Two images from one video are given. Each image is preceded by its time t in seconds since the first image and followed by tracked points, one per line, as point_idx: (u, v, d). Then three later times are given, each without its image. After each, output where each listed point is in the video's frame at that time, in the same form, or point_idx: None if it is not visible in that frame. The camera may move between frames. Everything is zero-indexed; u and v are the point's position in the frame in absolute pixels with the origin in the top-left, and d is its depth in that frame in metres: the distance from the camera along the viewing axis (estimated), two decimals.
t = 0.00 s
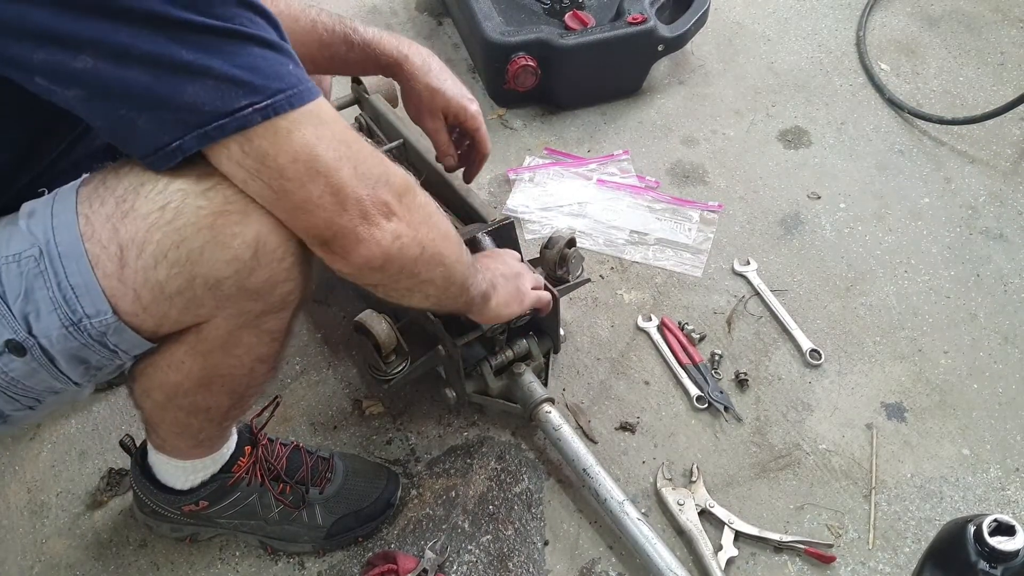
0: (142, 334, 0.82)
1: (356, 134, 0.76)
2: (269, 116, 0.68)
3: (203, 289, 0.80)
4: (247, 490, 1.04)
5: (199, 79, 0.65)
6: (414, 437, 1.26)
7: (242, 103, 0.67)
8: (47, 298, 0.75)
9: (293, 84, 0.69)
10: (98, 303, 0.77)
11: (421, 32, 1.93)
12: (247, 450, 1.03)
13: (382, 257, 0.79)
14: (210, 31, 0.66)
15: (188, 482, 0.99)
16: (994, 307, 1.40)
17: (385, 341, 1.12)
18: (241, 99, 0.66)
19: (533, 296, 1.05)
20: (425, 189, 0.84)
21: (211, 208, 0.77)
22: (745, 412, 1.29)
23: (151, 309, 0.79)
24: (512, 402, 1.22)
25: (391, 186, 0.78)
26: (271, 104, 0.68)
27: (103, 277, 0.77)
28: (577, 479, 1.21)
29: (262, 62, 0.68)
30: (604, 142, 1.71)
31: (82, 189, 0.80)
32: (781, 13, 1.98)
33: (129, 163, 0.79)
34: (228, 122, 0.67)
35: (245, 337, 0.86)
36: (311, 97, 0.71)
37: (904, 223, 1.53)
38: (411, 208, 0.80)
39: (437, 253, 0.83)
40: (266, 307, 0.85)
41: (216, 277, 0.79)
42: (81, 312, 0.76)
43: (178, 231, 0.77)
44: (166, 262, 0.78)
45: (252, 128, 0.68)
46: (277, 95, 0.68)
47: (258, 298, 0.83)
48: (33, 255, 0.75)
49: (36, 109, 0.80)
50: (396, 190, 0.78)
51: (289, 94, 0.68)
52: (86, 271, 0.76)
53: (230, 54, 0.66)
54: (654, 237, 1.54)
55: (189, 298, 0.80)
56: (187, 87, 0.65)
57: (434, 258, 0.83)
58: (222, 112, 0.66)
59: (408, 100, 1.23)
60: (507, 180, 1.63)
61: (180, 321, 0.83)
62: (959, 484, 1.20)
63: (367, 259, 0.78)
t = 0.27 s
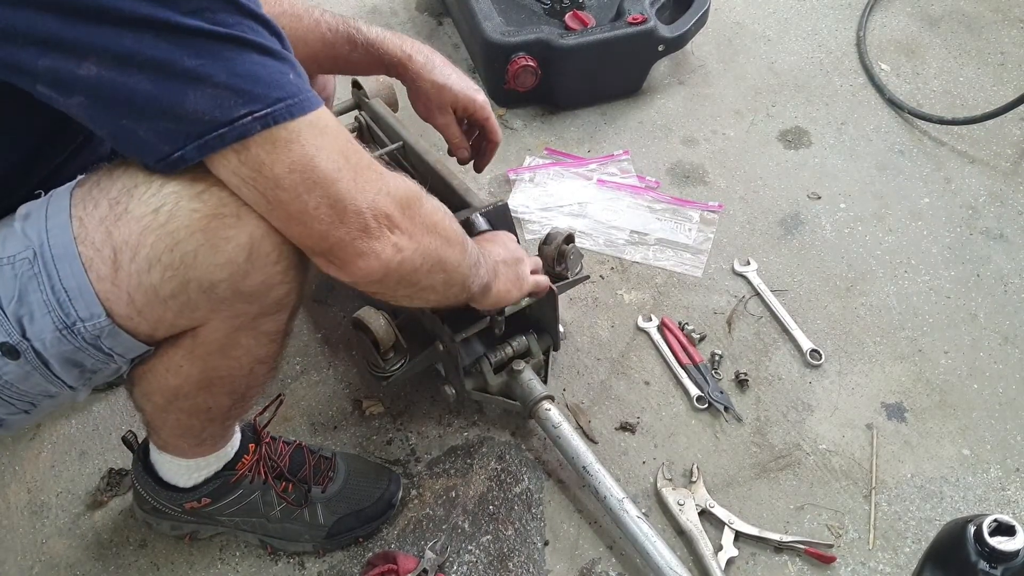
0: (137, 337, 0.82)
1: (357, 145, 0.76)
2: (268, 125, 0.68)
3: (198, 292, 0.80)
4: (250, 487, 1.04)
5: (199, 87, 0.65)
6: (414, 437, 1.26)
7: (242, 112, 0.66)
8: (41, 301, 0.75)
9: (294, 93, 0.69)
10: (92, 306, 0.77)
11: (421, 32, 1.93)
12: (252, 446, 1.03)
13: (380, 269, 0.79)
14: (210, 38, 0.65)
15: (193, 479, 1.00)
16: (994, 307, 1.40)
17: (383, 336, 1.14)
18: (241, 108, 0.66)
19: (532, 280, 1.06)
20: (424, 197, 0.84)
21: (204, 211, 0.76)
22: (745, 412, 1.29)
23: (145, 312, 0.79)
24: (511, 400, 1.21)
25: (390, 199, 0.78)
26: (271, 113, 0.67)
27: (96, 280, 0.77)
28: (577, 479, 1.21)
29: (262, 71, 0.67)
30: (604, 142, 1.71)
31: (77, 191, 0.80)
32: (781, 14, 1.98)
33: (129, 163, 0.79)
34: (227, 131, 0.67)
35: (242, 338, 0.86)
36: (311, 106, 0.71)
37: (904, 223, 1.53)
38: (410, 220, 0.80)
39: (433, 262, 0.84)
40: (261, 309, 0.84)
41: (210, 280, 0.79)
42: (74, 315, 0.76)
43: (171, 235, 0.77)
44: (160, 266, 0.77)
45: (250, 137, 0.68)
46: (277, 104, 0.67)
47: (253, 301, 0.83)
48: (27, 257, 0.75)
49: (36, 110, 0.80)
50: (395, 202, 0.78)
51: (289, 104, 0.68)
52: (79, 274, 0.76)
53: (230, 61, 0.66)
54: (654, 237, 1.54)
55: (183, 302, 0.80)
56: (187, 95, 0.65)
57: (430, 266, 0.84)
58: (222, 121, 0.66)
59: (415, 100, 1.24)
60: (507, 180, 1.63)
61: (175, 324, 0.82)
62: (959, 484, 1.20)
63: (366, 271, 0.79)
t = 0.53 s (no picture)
0: (130, 335, 0.82)
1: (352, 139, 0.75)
2: (260, 117, 0.67)
3: (191, 290, 0.80)
4: (252, 484, 1.04)
5: (189, 78, 0.65)
6: (414, 437, 1.26)
7: (232, 103, 0.66)
8: (33, 299, 0.75)
9: (286, 85, 0.68)
10: (84, 304, 0.76)
11: (421, 32, 1.93)
12: (254, 444, 1.03)
13: (376, 264, 0.80)
14: (201, 26, 0.64)
15: (195, 476, 1.00)
16: (994, 306, 1.40)
17: (383, 336, 1.15)
18: (231, 99, 0.66)
19: (527, 254, 1.06)
20: (420, 189, 0.84)
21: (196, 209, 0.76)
22: (745, 412, 1.29)
23: (139, 311, 0.79)
24: (511, 400, 1.21)
25: (386, 194, 0.78)
26: (262, 105, 0.67)
27: (89, 278, 0.76)
28: (576, 479, 1.21)
29: (253, 61, 0.66)
30: (604, 142, 1.71)
31: (69, 189, 0.80)
32: (781, 14, 1.98)
33: (128, 162, 0.79)
34: (218, 122, 0.66)
35: (238, 336, 0.86)
36: (305, 98, 0.70)
37: (904, 223, 1.53)
38: (406, 214, 0.81)
39: (429, 255, 0.85)
40: (257, 307, 0.85)
41: (204, 278, 0.79)
42: (66, 313, 0.76)
43: (163, 233, 0.76)
44: (152, 264, 0.77)
45: (242, 129, 0.67)
46: (269, 95, 0.67)
47: (247, 299, 0.83)
48: (19, 255, 0.75)
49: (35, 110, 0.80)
50: (391, 197, 0.78)
51: (281, 95, 0.68)
52: (71, 271, 0.76)
53: (220, 52, 0.65)
54: (654, 236, 1.54)
55: (177, 301, 0.80)
56: (177, 86, 0.65)
57: (426, 258, 0.85)
58: (212, 112, 0.66)
59: (423, 94, 1.23)
60: (506, 180, 1.63)
61: (169, 323, 0.82)
62: (959, 484, 1.20)
63: (361, 266, 0.79)
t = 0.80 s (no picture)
0: (132, 332, 0.82)
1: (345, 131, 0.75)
2: (249, 110, 0.67)
3: (193, 288, 0.80)
4: (250, 486, 1.04)
5: (179, 72, 0.65)
6: (414, 437, 1.26)
7: (222, 96, 0.66)
8: (36, 295, 0.75)
9: (277, 78, 0.68)
10: (86, 300, 0.76)
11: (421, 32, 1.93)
12: (252, 446, 1.03)
13: (370, 256, 0.79)
14: (191, 21, 0.65)
15: (195, 476, 1.00)
16: (994, 306, 1.40)
17: (383, 337, 1.14)
18: (221, 92, 0.66)
19: (527, 262, 1.06)
20: (416, 183, 0.84)
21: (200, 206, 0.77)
22: (745, 412, 1.29)
23: (141, 307, 0.79)
24: (511, 401, 1.21)
25: (380, 185, 0.77)
26: (252, 98, 0.67)
27: (91, 274, 0.76)
28: (576, 479, 1.21)
29: (243, 55, 0.67)
30: (604, 142, 1.71)
31: (71, 187, 0.80)
32: (781, 13, 1.98)
33: (128, 161, 0.79)
34: (208, 115, 0.67)
35: (239, 335, 0.85)
36: (299, 91, 0.70)
37: (904, 223, 1.53)
38: (401, 206, 0.80)
39: (426, 248, 0.84)
40: (258, 305, 0.84)
41: (205, 275, 0.79)
42: (69, 309, 0.76)
43: (166, 230, 0.77)
44: (154, 261, 0.77)
45: (232, 122, 0.68)
46: (258, 89, 0.67)
47: (249, 297, 0.83)
48: (21, 251, 0.75)
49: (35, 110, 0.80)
50: (385, 188, 0.78)
51: (271, 89, 0.68)
52: (74, 267, 0.76)
53: (211, 46, 0.66)
54: (654, 236, 1.54)
55: (178, 297, 0.80)
56: (167, 79, 0.65)
57: (423, 251, 0.84)
58: (202, 105, 0.66)
59: (434, 92, 1.23)
60: (506, 180, 1.63)
61: (170, 320, 0.82)
62: (959, 484, 1.20)
63: (356, 258, 0.79)
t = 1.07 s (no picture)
0: (130, 338, 0.81)
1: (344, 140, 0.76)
2: (245, 129, 0.67)
3: (190, 293, 0.80)
4: (249, 488, 1.04)
5: (174, 92, 0.65)
6: (414, 437, 1.26)
7: (217, 116, 0.66)
8: (35, 302, 0.75)
9: (272, 96, 0.68)
10: (86, 306, 0.76)
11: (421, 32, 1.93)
12: (251, 448, 1.03)
13: (366, 265, 0.80)
14: (184, 41, 0.64)
15: (191, 481, 0.99)
16: (994, 306, 1.40)
17: (383, 338, 1.15)
18: (216, 112, 0.66)
19: (527, 261, 1.05)
20: (416, 191, 0.84)
21: (198, 212, 0.77)
22: (745, 412, 1.29)
23: (138, 313, 0.79)
24: (511, 401, 1.21)
25: (376, 195, 0.77)
26: (247, 117, 0.67)
27: (91, 281, 0.76)
28: (576, 479, 1.21)
29: (237, 73, 0.66)
30: (604, 142, 1.71)
31: (67, 193, 0.79)
32: (781, 14, 1.98)
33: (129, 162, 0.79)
34: (203, 135, 0.67)
35: (236, 340, 0.86)
36: (295, 107, 0.70)
37: (904, 223, 1.53)
38: (398, 214, 0.80)
39: (424, 256, 0.84)
40: (255, 310, 0.85)
41: (203, 281, 0.79)
42: (68, 316, 0.76)
43: (164, 236, 0.77)
44: (151, 267, 0.77)
45: (228, 141, 0.67)
46: (254, 107, 0.67)
47: (245, 303, 0.83)
48: (20, 259, 0.75)
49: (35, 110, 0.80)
50: (382, 198, 0.78)
51: (267, 107, 0.68)
52: (73, 274, 0.75)
53: (204, 65, 0.65)
54: (654, 236, 1.54)
55: (176, 303, 0.80)
56: (162, 100, 0.65)
57: (421, 259, 0.84)
58: (198, 124, 0.66)
59: (432, 93, 1.23)
60: (506, 180, 1.63)
61: (168, 326, 0.82)
62: (959, 484, 1.20)
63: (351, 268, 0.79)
